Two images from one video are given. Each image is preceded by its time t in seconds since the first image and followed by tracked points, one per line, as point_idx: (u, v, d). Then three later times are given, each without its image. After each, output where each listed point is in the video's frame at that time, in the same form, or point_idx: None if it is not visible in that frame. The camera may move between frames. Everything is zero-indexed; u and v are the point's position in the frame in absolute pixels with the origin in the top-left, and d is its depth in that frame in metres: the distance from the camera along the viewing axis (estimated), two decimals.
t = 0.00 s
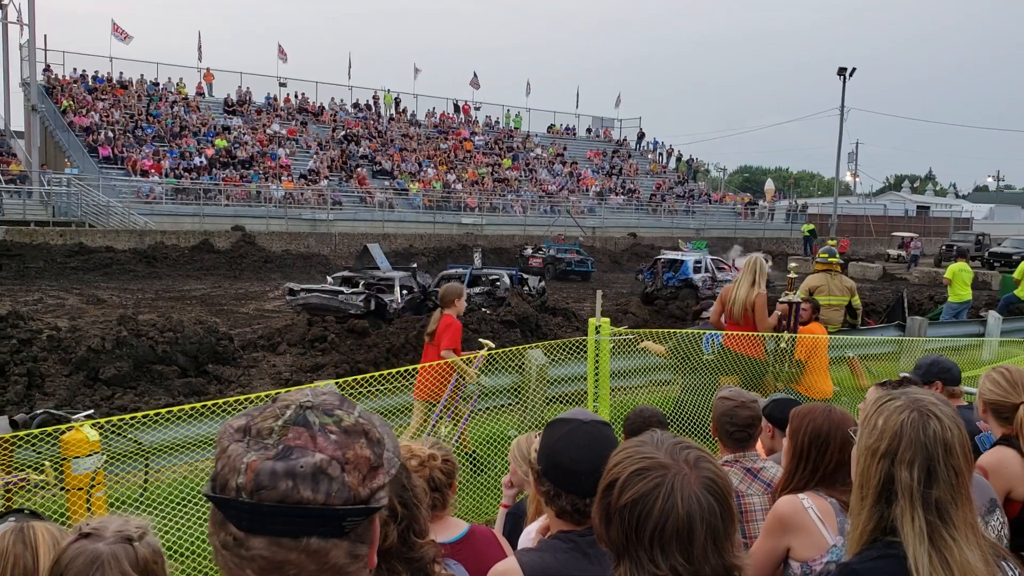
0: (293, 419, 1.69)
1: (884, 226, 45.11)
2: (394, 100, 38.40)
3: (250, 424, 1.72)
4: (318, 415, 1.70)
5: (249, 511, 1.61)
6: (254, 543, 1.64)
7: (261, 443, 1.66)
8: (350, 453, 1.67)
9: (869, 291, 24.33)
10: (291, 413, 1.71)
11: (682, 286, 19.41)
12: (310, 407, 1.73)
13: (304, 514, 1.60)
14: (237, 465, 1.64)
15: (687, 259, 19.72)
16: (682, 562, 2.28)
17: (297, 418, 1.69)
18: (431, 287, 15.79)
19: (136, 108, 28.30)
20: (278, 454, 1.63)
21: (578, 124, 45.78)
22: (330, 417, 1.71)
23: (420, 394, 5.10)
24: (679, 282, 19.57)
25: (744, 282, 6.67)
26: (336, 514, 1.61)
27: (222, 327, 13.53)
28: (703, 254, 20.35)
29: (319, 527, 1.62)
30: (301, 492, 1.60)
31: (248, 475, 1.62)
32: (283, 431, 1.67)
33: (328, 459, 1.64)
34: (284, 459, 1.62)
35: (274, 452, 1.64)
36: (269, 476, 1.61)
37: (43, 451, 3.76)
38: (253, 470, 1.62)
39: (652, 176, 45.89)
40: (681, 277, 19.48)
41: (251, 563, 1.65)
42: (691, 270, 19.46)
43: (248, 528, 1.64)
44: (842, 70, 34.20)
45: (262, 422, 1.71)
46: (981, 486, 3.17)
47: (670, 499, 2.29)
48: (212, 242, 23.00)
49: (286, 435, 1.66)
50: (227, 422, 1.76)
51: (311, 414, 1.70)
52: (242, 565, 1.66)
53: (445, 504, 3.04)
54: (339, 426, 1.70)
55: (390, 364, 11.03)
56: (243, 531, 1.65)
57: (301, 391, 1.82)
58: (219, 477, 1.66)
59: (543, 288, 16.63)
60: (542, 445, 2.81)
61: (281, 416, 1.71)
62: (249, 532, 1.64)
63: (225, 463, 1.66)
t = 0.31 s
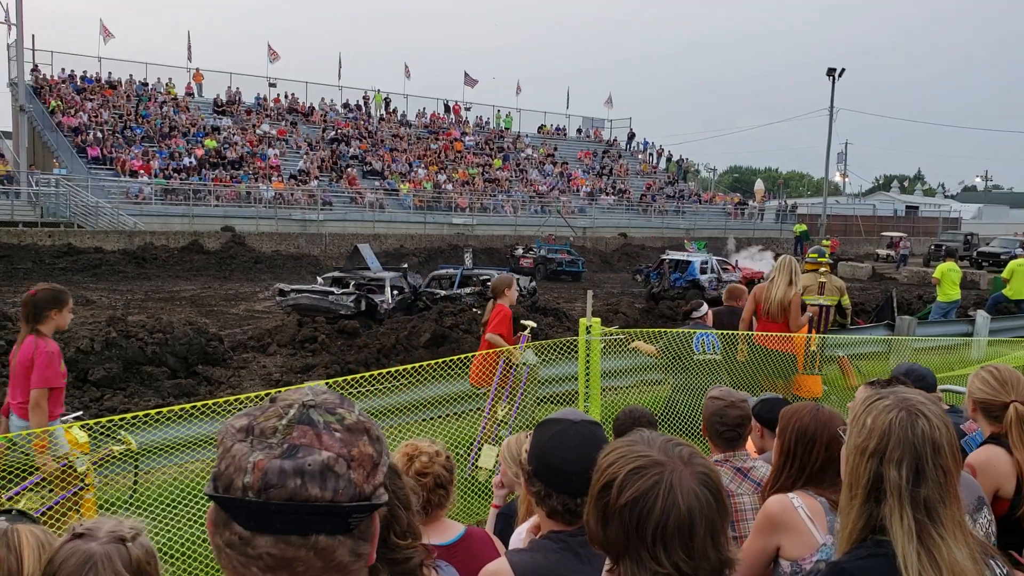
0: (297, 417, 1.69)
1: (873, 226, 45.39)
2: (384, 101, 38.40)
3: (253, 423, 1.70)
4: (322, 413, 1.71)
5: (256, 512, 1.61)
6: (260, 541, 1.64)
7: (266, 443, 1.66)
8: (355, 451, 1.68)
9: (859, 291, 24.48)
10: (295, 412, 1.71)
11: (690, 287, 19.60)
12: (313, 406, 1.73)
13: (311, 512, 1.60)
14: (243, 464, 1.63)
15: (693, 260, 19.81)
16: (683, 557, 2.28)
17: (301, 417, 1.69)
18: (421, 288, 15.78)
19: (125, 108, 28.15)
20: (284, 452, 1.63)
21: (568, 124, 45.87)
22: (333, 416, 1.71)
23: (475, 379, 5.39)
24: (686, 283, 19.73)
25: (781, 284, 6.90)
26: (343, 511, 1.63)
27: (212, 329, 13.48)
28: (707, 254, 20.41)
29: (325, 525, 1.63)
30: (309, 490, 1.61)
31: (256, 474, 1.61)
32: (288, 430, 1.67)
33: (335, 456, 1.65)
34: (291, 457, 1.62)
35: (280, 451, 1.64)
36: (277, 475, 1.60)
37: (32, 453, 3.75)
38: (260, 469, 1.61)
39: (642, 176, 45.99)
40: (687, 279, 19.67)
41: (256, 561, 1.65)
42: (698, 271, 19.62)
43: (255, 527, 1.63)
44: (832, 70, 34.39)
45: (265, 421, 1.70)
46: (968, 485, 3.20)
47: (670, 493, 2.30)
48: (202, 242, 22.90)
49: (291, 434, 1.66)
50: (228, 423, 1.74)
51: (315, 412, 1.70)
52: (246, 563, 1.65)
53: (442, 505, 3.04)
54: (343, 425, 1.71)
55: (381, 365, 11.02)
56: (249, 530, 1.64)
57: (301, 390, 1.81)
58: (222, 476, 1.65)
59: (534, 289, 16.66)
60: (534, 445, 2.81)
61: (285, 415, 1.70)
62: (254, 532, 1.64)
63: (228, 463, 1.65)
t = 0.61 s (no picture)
0: (293, 408, 1.70)
1: (856, 226, 45.82)
2: (369, 100, 38.34)
3: (249, 414, 1.70)
4: (318, 403, 1.73)
5: (256, 501, 1.62)
6: (259, 531, 1.65)
7: (263, 433, 1.67)
8: (352, 440, 1.72)
9: (842, 290, 24.72)
10: (291, 402, 1.72)
11: (688, 287, 19.81)
12: (308, 396, 1.75)
13: (309, 501, 1.63)
14: (242, 455, 1.64)
15: (690, 259, 19.99)
16: (672, 545, 2.27)
17: (297, 407, 1.71)
18: (406, 287, 15.77)
19: (108, 106, 27.92)
20: (282, 442, 1.65)
21: (553, 124, 45.98)
22: (329, 406, 1.74)
23: (515, 378, 5.59)
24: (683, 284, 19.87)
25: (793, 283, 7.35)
26: (341, 500, 1.65)
27: (195, 327, 13.42)
28: (703, 255, 20.52)
29: (323, 514, 1.65)
30: (310, 479, 1.63)
31: (256, 464, 1.62)
32: (284, 420, 1.69)
33: (334, 445, 1.68)
34: (291, 448, 1.64)
35: (279, 441, 1.66)
36: (279, 465, 1.62)
37: (13, 452, 3.73)
38: (260, 459, 1.63)
39: (627, 176, 46.17)
40: (686, 279, 19.77)
41: (255, 550, 1.66)
42: (695, 271, 19.75)
43: (254, 517, 1.64)
44: (816, 71, 34.69)
45: (261, 411, 1.70)
46: (949, 480, 3.25)
47: (658, 482, 2.29)
48: (185, 241, 22.74)
49: (288, 425, 1.68)
50: (222, 414, 1.73)
51: (311, 402, 1.73)
52: (245, 553, 1.66)
53: (432, 502, 3.07)
54: (339, 414, 1.74)
55: (366, 364, 11.03)
56: (248, 520, 1.65)
57: (293, 381, 1.82)
58: (219, 469, 1.66)
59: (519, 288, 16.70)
60: (519, 442, 2.84)
61: (281, 406, 1.71)
62: (253, 522, 1.64)
63: (225, 454, 1.66)
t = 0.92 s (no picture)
0: (285, 400, 1.74)
1: (837, 226, 46.29)
2: (352, 99, 38.25)
3: (241, 406, 1.73)
4: (309, 395, 1.77)
5: (250, 491, 1.65)
6: (253, 520, 1.67)
7: (255, 424, 1.70)
8: (343, 430, 1.76)
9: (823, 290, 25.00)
10: (282, 394, 1.75)
11: (676, 287, 19.93)
12: (299, 388, 1.78)
13: (302, 491, 1.66)
14: (236, 445, 1.67)
15: (678, 260, 20.17)
16: (638, 524, 2.12)
17: (288, 399, 1.74)
18: (390, 287, 15.76)
19: (88, 105, 27.65)
20: (275, 433, 1.69)
21: (537, 124, 46.09)
22: (320, 397, 1.78)
23: (537, 374, 5.67)
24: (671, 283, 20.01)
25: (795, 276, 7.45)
26: (333, 488, 1.68)
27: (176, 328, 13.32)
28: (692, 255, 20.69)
29: (317, 501, 1.68)
30: (303, 468, 1.67)
31: (250, 454, 1.65)
32: (276, 411, 1.72)
33: (326, 435, 1.72)
34: (284, 437, 1.67)
35: (271, 431, 1.69)
36: (272, 454, 1.65)
37: None
38: (254, 449, 1.66)
39: (610, 176, 46.35)
40: (673, 278, 19.97)
41: (250, 538, 1.68)
42: (682, 271, 19.91)
43: (248, 507, 1.66)
44: (797, 73, 35.03)
45: (253, 403, 1.73)
46: (927, 474, 3.30)
47: (618, 464, 2.17)
48: (167, 241, 22.55)
49: (279, 416, 1.71)
50: (214, 407, 1.76)
51: (303, 394, 1.76)
52: (238, 542, 1.68)
53: (416, 499, 3.09)
54: (329, 406, 1.77)
55: (349, 363, 11.02)
56: (242, 509, 1.67)
57: (282, 374, 1.85)
58: (212, 459, 1.68)
59: (502, 288, 16.74)
60: (501, 440, 2.87)
61: (272, 397, 1.74)
62: (247, 511, 1.67)
63: (218, 445, 1.69)
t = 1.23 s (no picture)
0: (263, 397, 1.75)
1: (830, 225, 46.50)
2: (345, 98, 38.22)
3: (221, 405, 1.75)
4: (288, 391, 1.77)
5: (230, 490, 1.67)
6: (236, 518, 1.70)
7: (234, 423, 1.72)
8: (323, 426, 1.75)
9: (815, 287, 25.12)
10: (261, 392, 1.76)
11: (666, 285, 19.90)
12: (278, 385, 1.79)
13: (282, 488, 1.67)
14: (214, 445, 1.69)
15: (669, 258, 20.21)
16: (602, 515, 2.13)
17: (267, 396, 1.75)
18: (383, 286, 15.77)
19: (80, 104, 27.54)
20: (253, 431, 1.70)
21: (531, 123, 46.16)
22: (299, 393, 1.77)
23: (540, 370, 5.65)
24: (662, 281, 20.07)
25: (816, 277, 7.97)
26: (313, 484, 1.69)
27: (169, 327, 13.30)
28: (682, 254, 20.78)
29: (297, 498, 1.69)
30: (280, 466, 1.68)
31: (227, 453, 1.68)
32: (255, 410, 1.73)
33: (303, 432, 1.72)
34: (261, 436, 1.69)
35: (249, 430, 1.70)
36: (248, 453, 1.67)
37: None
38: (231, 449, 1.68)
39: (604, 175, 46.39)
40: (664, 276, 20.04)
41: (234, 535, 1.70)
42: (673, 270, 19.98)
43: (230, 504, 1.69)
44: (790, 71, 35.15)
45: (233, 402, 1.75)
46: (920, 469, 3.32)
47: (581, 458, 2.18)
48: (159, 241, 22.46)
49: (259, 414, 1.73)
50: (195, 407, 1.78)
51: (281, 391, 1.77)
52: (224, 539, 1.71)
53: (407, 497, 3.10)
54: (309, 401, 1.77)
55: (342, 363, 11.03)
56: (225, 508, 1.70)
57: (265, 369, 1.87)
58: (194, 459, 1.71)
59: (496, 286, 16.76)
60: (494, 434, 2.91)
61: (251, 395, 1.76)
62: (229, 509, 1.70)
63: (199, 444, 1.71)
